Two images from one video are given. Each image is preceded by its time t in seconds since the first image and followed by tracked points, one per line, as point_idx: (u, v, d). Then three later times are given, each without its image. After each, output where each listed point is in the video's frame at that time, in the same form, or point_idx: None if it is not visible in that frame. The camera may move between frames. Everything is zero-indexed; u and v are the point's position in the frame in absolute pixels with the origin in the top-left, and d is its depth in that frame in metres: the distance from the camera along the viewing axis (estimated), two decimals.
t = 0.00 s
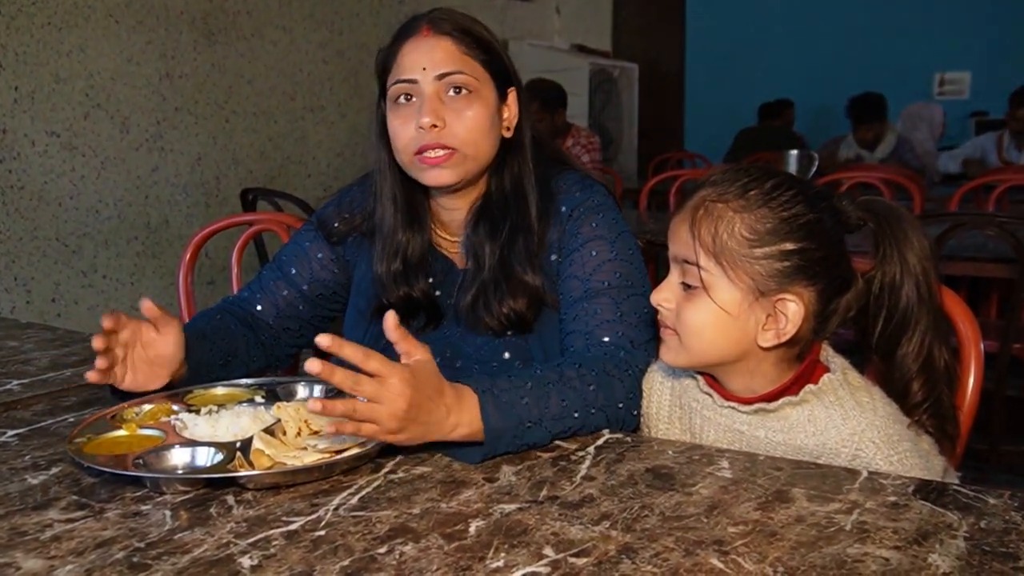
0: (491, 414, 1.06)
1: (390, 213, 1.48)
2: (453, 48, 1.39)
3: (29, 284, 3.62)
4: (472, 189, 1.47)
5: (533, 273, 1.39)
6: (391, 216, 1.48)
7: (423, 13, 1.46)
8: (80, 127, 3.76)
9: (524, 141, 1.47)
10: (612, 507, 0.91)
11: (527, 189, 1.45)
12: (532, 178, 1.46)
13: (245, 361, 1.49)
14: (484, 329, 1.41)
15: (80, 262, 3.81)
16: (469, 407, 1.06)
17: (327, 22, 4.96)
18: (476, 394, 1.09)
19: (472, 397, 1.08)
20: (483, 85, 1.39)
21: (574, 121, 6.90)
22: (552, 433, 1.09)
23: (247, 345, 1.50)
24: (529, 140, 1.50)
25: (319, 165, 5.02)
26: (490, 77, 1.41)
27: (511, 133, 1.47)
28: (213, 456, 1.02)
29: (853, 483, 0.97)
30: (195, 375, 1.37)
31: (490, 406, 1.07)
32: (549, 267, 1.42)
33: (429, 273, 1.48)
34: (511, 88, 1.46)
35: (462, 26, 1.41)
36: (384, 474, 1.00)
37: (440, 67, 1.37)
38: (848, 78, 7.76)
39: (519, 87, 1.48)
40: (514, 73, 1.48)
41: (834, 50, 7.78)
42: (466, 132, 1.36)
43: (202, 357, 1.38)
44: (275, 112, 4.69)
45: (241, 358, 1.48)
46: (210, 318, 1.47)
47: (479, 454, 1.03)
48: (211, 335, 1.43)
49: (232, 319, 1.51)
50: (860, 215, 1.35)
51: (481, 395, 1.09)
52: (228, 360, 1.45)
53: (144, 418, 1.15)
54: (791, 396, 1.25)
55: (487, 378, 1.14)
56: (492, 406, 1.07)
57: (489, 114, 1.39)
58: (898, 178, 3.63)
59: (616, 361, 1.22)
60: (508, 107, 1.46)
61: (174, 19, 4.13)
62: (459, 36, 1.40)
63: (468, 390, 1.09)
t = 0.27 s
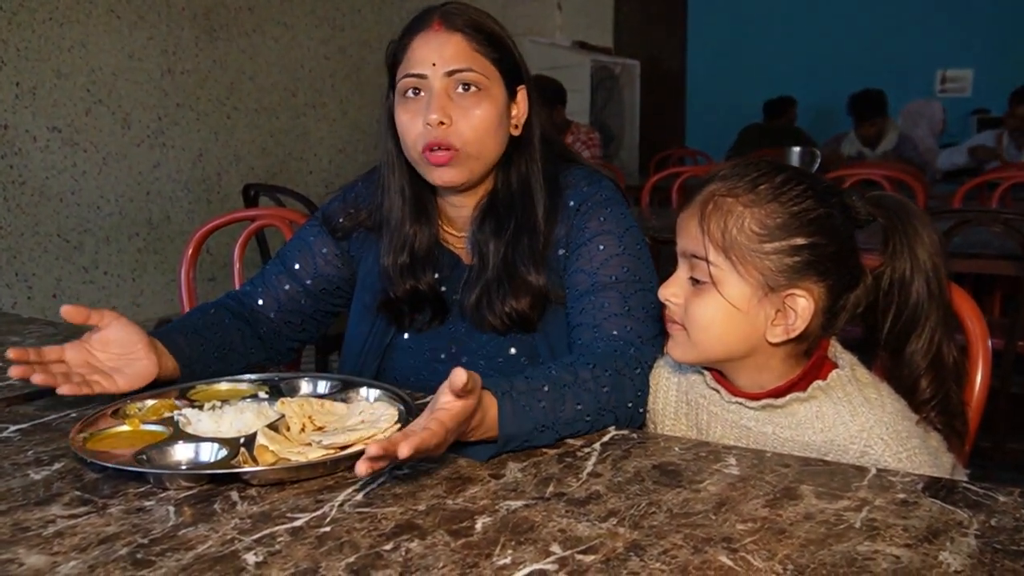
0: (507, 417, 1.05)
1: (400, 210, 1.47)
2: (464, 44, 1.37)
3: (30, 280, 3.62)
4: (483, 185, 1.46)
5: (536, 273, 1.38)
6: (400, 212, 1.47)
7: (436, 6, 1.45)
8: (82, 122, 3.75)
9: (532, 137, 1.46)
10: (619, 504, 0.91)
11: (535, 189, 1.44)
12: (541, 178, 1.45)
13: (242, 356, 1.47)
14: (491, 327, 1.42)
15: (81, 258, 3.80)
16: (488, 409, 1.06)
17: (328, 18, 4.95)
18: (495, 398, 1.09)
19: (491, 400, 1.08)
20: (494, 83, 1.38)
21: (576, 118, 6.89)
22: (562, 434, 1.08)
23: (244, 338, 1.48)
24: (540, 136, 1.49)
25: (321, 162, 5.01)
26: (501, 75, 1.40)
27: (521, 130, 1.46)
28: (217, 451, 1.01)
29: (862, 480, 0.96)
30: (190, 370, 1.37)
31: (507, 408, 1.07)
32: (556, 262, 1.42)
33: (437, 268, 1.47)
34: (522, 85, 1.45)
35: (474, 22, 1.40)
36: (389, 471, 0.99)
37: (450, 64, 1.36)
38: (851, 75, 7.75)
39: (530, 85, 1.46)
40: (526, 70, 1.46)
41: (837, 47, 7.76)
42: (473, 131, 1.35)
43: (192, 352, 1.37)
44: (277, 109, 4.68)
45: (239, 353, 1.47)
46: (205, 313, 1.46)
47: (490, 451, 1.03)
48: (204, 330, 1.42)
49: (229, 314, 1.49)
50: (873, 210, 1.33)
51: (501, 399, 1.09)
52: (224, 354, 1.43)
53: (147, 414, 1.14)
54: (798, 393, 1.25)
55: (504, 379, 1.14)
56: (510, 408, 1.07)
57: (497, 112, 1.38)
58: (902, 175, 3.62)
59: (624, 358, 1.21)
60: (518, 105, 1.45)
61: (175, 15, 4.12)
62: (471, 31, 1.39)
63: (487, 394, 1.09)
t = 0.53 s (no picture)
0: (513, 415, 1.04)
1: (403, 206, 1.45)
2: (470, 42, 1.37)
3: (32, 275, 3.61)
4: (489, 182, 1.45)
5: (541, 272, 1.37)
6: (403, 208, 1.45)
7: (440, 2, 1.44)
8: (84, 117, 3.74)
9: (538, 135, 1.45)
10: (629, 502, 0.90)
11: (541, 188, 1.43)
12: (547, 177, 1.44)
13: (245, 352, 1.45)
14: (494, 325, 1.40)
15: (83, 253, 3.79)
16: (493, 406, 1.05)
17: (330, 13, 4.94)
18: (500, 396, 1.08)
19: (495, 397, 1.07)
20: (500, 80, 1.37)
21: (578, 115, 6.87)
22: (568, 432, 1.07)
23: (246, 335, 1.46)
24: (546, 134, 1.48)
25: (323, 157, 5.00)
26: (507, 72, 1.39)
27: (526, 127, 1.45)
28: (223, 448, 1.00)
29: (873, 479, 0.95)
30: (192, 368, 1.34)
31: (512, 405, 1.06)
32: (561, 257, 1.40)
33: (441, 265, 1.46)
34: (525, 82, 1.44)
35: (479, 19, 1.39)
36: (396, 468, 0.98)
37: (456, 61, 1.35)
38: (854, 73, 7.73)
39: (534, 82, 1.46)
40: (530, 67, 1.45)
41: (840, 43, 7.74)
42: (480, 130, 1.34)
43: (195, 352, 1.35)
44: (279, 104, 4.67)
45: (241, 350, 1.45)
46: (205, 312, 1.43)
47: (498, 449, 1.02)
48: (205, 328, 1.40)
49: (229, 310, 1.47)
50: (885, 207, 1.33)
51: (506, 397, 1.07)
52: (227, 352, 1.41)
53: (152, 410, 1.13)
54: (810, 390, 1.23)
55: (510, 377, 1.13)
56: (516, 406, 1.06)
57: (504, 111, 1.37)
58: (906, 172, 3.61)
59: (631, 355, 1.20)
60: (523, 102, 1.44)
61: (178, 9, 4.10)
62: (476, 28, 1.38)
63: (492, 392, 1.08)
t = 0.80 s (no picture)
0: (522, 417, 1.03)
1: (404, 204, 1.43)
2: (474, 39, 1.34)
3: (32, 272, 3.58)
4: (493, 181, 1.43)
5: (545, 273, 1.35)
6: (405, 207, 1.43)
7: None
8: (84, 114, 3.72)
9: (542, 134, 1.43)
10: (641, 506, 0.88)
11: (545, 186, 1.40)
12: (551, 177, 1.41)
13: (246, 352, 1.43)
14: (497, 326, 1.39)
15: (83, 251, 3.77)
16: (501, 408, 1.03)
17: (331, 9, 4.92)
18: (509, 398, 1.06)
19: (504, 400, 1.05)
20: (505, 79, 1.35)
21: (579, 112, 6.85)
22: (578, 435, 1.06)
23: (247, 335, 1.44)
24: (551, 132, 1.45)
25: (323, 154, 4.98)
26: (511, 71, 1.37)
27: (530, 126, 1.42)
28: (228, 450, 0.99)
29: (889, 483, 0.94)
30: (195, 368, 1.32)
31: (520, 407, 1.04)
32: (564, 256, 1.38)
33: (443, 264, 1.44)
34: (530, 79, 1.42)
35: (483, 16, 1.36)
36: (403, 470, 0.97)
37: (459, 60, 1.32)
38: (855, 70, 7.71)
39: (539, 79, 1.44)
40: (534, 63, 1.43)
41: (842, 41, 7.73)
42: (484, 129, 1.32)
43: (198, 352, 1.33)
44: (279, 101, 4.65)
45: (242, 350, 1.43)
46: (206, 312, 1.41)
47: (507, 451, 1.00)
48: (207, 328, 1.38)
49: (230, 310, 1.45)
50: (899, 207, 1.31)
51: (515, 399, 1.06)
52: (229, 352, 1.39)
53: (154, 411, 1.11)
54: (824, 392, 1.22)
55: (518, 379, 1.11)
56: (523, 407, 1.04)
57: (509, 109, 1.35)
58: (909, 169, 3.59)
59: (640, 356, 1.18)
60: (527, 100, 1.41)
61: (178, 6, 4.08)
62: (480, 26, 1.35)
63: (500, 394, 1.06)
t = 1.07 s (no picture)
0: (536, 426, 1.00)
1: (410, 208, 1.41)
2: (479, 43, 1.32)
3: (27, 277, 3.55)
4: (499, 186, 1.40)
5: (553, 280, 1.33)
6: (411, 211, 1.41)
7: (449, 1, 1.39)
8: (79, 117, 3.69)
9: (550, 139, 1.41)
10: (662, 518, 0.86)
11: (553, 191, 1.38)
12: (560, 181, 1.39)
13: (250, 359, 1.41)
14: (504, 335, 1.37)
15: (78, 255, 3.74)
16: (516, 417, 1.01)
17: (327, 11, 4.89)
18: (523, 407, 1.04)
19: (518, 410, 1.03)
20: (512, 83, 1.33)
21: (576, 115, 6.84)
22: (592, 445, 1.04)
23: (250, 341, 1.42)
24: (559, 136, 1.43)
25: (320, 156, 4.95)
26: (518, 74, 1.35)
27: (537, 130, 1.40)
28: (236, 461, 0.96)
29: (914, 493, 0.92)
30: (200, 376, 1.29)
31: (535, 416, 1.02)
32: (574, 261, 1.36)
33: (449, 269, 1.41)
34: (538, 82, 1.39)
35: (489, 19, 1.34)
36: (416, 481, 0.94)
37: (465, 64, 1.30)
38: (851, 73, 7.71)
39: (547, 82, 1.41)
40: (542, 65, 1.40)
41: (837, 43, 7.72)
42: (490, 135, 1.30)
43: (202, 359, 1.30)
44: (275, 103, 4.63)
45: (246, 357, 1.40)
46: (208, 318, 1.38)
47: (521, 461, 0.98)
48: (210, 335, 1.35)
49: (233, 316, 1.42)
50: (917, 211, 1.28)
51: (529, 408, 1.04)
52: (233, 360, 1.37)
53: (159, 420, 1.09)
54: (844, 400, 1.20)
55: (533, 387, 1.09)
56: (538, 416, 1.02)
57: (515, 114, 1.33)
58: (909, 171, 3.59)
59: (655, 363, 1.16)
60: (534, 103, 1.39)
61: (174, 7, 4.06)
62: (486, 30, 1.33)
63: (515, 403, 1.04)
